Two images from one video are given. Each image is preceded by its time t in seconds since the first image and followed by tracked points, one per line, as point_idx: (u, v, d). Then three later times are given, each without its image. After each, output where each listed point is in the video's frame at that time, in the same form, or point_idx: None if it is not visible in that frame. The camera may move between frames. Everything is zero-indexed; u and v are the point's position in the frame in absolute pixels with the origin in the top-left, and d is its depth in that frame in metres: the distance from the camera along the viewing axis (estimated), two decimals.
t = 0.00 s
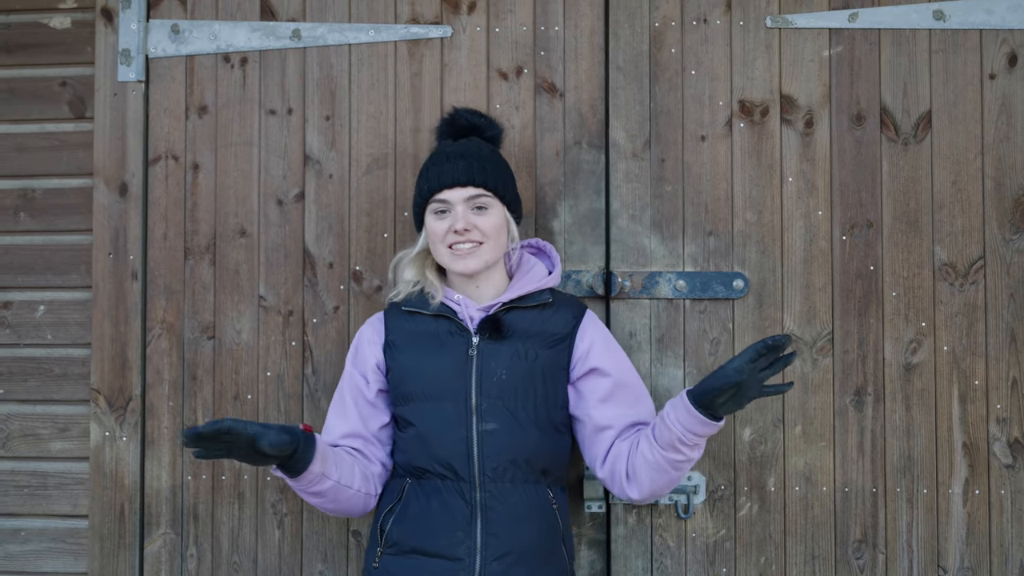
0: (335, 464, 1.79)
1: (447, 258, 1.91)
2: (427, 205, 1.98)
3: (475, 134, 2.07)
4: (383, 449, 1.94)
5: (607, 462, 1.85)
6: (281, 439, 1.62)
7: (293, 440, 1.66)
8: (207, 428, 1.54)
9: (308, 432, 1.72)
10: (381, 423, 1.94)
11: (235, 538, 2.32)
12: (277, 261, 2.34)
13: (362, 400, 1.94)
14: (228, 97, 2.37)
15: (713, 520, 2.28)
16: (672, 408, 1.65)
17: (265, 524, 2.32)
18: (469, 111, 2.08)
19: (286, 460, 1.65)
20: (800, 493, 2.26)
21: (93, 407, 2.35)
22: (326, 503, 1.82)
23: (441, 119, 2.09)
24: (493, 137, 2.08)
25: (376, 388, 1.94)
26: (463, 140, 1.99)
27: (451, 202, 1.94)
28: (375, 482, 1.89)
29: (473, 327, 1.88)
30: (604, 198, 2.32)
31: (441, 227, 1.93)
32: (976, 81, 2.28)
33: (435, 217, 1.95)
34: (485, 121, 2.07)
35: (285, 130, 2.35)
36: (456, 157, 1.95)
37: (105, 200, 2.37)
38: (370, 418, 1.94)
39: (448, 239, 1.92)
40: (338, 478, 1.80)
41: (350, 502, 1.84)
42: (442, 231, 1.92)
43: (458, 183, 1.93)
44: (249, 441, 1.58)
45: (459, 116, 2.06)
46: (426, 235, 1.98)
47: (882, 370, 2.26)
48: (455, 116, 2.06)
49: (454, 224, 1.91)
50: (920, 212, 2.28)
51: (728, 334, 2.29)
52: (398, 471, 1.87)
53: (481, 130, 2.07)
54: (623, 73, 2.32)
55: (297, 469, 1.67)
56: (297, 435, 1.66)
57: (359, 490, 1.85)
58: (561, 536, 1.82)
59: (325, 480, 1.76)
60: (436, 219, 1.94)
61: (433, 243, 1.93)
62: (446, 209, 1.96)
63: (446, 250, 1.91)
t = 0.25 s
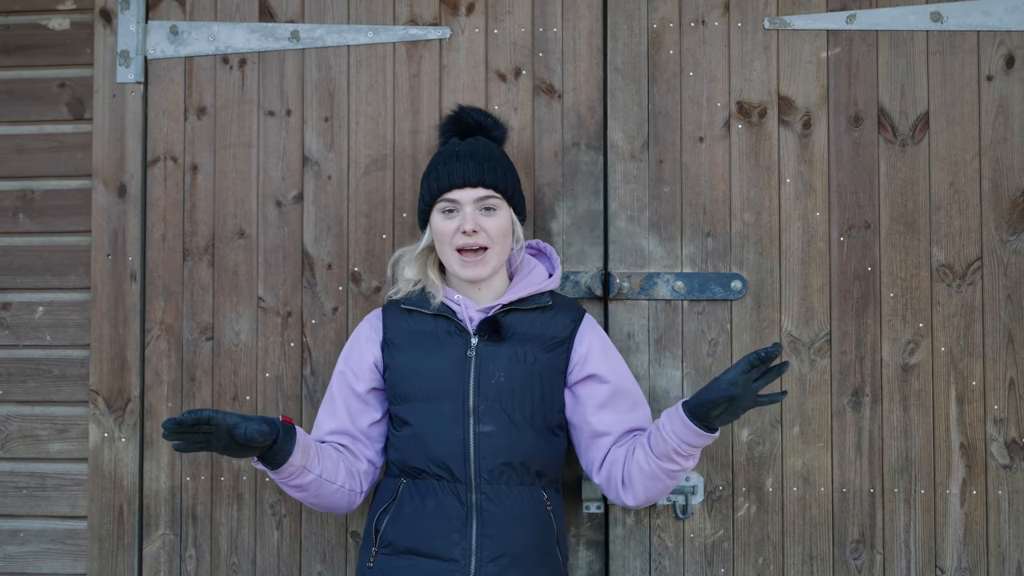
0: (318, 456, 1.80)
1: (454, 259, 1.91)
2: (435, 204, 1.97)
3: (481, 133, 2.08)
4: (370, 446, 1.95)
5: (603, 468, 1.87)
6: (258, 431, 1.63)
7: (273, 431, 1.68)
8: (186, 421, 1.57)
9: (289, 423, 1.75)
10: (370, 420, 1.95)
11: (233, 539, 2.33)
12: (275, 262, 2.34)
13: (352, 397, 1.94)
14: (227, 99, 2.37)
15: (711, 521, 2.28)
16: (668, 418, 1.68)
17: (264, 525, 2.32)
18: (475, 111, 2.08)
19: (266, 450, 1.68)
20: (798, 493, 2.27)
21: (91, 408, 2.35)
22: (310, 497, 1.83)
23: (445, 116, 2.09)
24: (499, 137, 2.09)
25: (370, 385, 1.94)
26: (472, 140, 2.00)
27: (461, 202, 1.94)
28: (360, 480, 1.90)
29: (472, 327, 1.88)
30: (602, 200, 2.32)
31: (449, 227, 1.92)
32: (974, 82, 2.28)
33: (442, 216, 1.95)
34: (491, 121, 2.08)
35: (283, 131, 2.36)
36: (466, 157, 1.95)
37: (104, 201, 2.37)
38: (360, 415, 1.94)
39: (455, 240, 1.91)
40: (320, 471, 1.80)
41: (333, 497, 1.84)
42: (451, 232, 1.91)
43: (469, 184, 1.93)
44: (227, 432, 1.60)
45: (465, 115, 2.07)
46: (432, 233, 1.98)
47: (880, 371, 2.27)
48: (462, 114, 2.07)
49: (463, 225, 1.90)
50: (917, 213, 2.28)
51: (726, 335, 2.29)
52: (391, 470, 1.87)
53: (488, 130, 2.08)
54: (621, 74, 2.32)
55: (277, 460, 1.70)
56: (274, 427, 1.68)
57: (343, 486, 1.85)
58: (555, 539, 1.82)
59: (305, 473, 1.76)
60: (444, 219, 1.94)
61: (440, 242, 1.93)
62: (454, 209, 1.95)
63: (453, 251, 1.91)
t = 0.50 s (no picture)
0: (306, 448, 1.81)
1: (456, 259, 1.91)
2: (437, 205, 1.98)
3: (483, 135, 2.08)
4: (360, 446, 1.96)
5: (601, 465, 1.89)
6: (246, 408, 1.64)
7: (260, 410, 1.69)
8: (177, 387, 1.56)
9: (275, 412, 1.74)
10: (362, 421, 1.96)
11: (233, 541, 2.33)
12: (275, 265, 2.34)
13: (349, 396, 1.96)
14: (226, 101, 2.37)
15: (710, 523, 2.29)
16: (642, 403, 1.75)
17: (263, 527, 2.32)
18: (476, 112, 2.09)
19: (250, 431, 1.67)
20: (797, 496, 2.27)
21: (91, 410, 2.35)
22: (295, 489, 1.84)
23: (446, 118, 2.09)
24: (500, 138, 2.09)
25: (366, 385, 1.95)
26: (475, 141, 2.00)
27: (463, 203, 1.94)
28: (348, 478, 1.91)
29: (474, 328, 1.88)
30: (601, 202, 2.32)
31: (451, 228, 1.92)
32: (972, 85, 2.29)
33: (444, 217, 1.95)
34: (491, 123, 2.09)
35: (283, 134, 2.36)
36: (468, 158, 1.95)
37: (103, 203, 2.37)
38: (353, 414, 1.96)
39: (457, 241, 1.91)
40: (307, 463, 1.82)
41: (319, 492, 1.86)
42: (453, 233, 1.92)
43: (472, 185, 1.93)
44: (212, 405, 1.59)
45: (467, 117, 2.07)
46: (433, 234, 1.98)
47: (878, 373, 2.27)
48: (463, 115, 2.07)
49: (466, 226, 1.91)
50: (915, 216, 2.29)
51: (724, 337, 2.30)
52: (390, 470, 1.87)
53: (489, 132, 2.08)
54: (620, 77, 2.32)
55: (262, 443, 1.69)
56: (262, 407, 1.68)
57: (329, 482, 1.87)
58: (554, 541, 1.83)
59: (289, 463, 1.77)
60: (446, 220, 1.94)
61: (442, 243, 1.93)
62: (457, 210, 1.96)
63: (455, 251, 1.91)
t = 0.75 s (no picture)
0: (297, 424, 1.86)
1: (464, 259, 1.91)
2: (444, 204, 1.97)
3: (484, 137, 2.08)
4: (345, 441, 1.98)
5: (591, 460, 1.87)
6: (258, 358, 1.76)
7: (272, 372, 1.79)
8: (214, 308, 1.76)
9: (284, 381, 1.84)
10: (349, 417, 1.98)
11: (231, 542, 2.33)
12: (273, 266, 2.34)
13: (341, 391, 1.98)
14: (225, 102, 2.38)
15: (707, 525, 2.29)
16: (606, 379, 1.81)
17: (261, 529, 2.32)
18: (476, 114, 2.09)
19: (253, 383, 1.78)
20: (794, 497, 2.28)
21: (89, 411, 2.35)
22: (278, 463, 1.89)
23: (445, 119, 2.09)
24: (499, 140, 2.10)
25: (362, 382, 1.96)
26: (481, 141, 2.00)
27: (472, 203, 1.94)
28: (328, 471, 1.93)
29: (470, 328, 1.89)
30: (600, 204, 2.33)
31: (460, 228, 1.93)
32: (970, 89, 2.30)
33: (452, 217, 1.95)
34: (491, 124, 2.09)
35: (282, 135, 2.36)
36: (477, 158, 1.96)
37: (102, 204, 2.37)
38: (346, 409, 1.98)
39: (466, 241, 1.92)
40: (294, 440, 1.87)
41: (299, 475, 1.89)
42: (462, 232, 1.92)
43: (482, 185, 1.94)
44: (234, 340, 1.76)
45: (469, 118, 2.07)
46: (439, 233, 1.98)
47: (876, 375, 2.28)
48: (464, 117, 2.07)
49: (475, 226, 1.91)
50: (913, 219, 2.29)
51: (723, 339, 2.30)
52: (387, 471, 1.87)
53: (489, 134, 2.09)
54: (619, 79, 2.33)
55: (259, 398, 1.79)
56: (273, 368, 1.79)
57: (310, 467, 1.90)
58: (553, 542, 1.83)
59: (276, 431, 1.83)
60: (454, 220, 1.94)
61: (450, 243, 1.93)
62: (465, 210, 1.96)
63: (464, 251, 1.91)
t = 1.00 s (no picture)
0: (297, 429, 1.87)
1: (459, 264, 1.91)
2: (440, 209, 1.97)
3: (482, 142, 2.07)
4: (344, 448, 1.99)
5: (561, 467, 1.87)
6: (264, 359, 1.77)
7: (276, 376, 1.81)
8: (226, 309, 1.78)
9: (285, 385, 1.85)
10: (348, 425, 1.98)
11: (225, 546, 2.33)
12: (269, 270, 2.35)
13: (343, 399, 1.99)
14: (221, 106, 2.38)
15: (702, 530, 2.29)
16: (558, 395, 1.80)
17: (256, 533, 2.32)
18: (476, 119, 2.08)
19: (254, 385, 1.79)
20: (788, 502, 2.28)
21: (84, 415, 2.35)
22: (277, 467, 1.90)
23: (446, 125, 2.09)
24: (499, 146, 2.08)
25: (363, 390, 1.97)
26: (477, 147, 2.00)
27: (468, 208, 1.95)
28: (326, 477, 1.94)
29: (467, 335, 1.88)
30: (595, 209, 2.33)
31: (455, 233, 1.93)
32: (963, 95, 2.31)
33: (448, 222, 1.95)
34: (492, 129, 2.08)
35: (277, 140, 2.36)
36: (473, 164, 1.96)
37: (98, 208, 2.37)
38: (346, 416, 1.99)
39: (461, 245, 1.92)
40: (294, 444, 1.87)
41: (297, 479, 1.90)
42: (457, 237, 1.92)
43: (478, 191, 1.94)
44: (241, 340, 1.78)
45: (467, 123, 2.07)
46: (435, 239, 1.98)
47: (870, 381, 2.29)
48: (462, 122, 2.07)
49: (470, 231, 1.91)
50: (907, 224, 2.30)
51: (717, 344, 2.31)
52: (386, 477, 1.88)
53: (489, 139, 2.07)
54: (614, 85, 2.34)
55: (258, 401, 1.80)
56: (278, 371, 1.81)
57: (308, 473, 1.90)
58: (550, 547, 1.83)
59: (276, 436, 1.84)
60: (449, 225, 1.95)
61: (445, 248, 1.93)
62: (460, 215, 1.96)
63: (459, 256, 1.91)
